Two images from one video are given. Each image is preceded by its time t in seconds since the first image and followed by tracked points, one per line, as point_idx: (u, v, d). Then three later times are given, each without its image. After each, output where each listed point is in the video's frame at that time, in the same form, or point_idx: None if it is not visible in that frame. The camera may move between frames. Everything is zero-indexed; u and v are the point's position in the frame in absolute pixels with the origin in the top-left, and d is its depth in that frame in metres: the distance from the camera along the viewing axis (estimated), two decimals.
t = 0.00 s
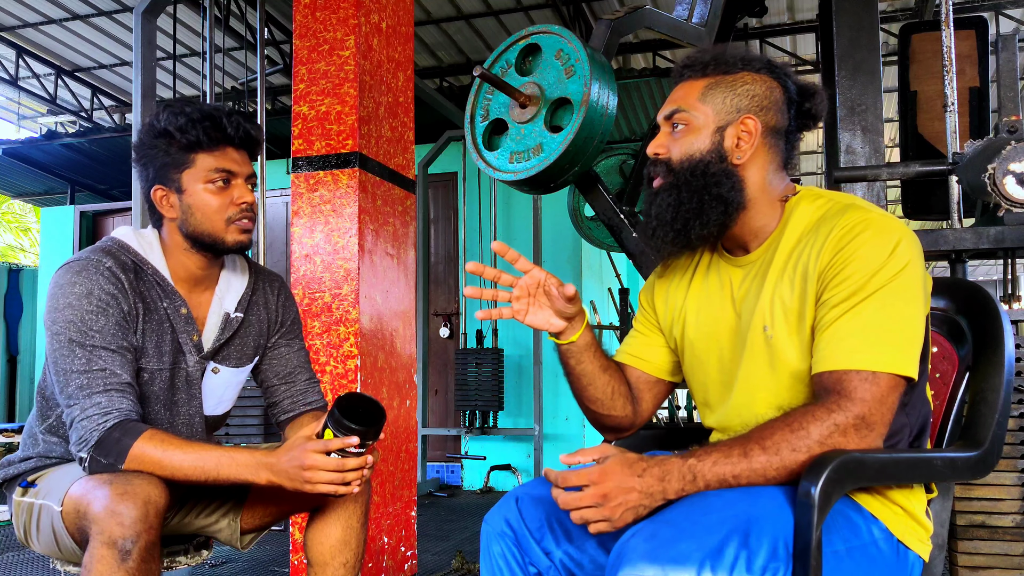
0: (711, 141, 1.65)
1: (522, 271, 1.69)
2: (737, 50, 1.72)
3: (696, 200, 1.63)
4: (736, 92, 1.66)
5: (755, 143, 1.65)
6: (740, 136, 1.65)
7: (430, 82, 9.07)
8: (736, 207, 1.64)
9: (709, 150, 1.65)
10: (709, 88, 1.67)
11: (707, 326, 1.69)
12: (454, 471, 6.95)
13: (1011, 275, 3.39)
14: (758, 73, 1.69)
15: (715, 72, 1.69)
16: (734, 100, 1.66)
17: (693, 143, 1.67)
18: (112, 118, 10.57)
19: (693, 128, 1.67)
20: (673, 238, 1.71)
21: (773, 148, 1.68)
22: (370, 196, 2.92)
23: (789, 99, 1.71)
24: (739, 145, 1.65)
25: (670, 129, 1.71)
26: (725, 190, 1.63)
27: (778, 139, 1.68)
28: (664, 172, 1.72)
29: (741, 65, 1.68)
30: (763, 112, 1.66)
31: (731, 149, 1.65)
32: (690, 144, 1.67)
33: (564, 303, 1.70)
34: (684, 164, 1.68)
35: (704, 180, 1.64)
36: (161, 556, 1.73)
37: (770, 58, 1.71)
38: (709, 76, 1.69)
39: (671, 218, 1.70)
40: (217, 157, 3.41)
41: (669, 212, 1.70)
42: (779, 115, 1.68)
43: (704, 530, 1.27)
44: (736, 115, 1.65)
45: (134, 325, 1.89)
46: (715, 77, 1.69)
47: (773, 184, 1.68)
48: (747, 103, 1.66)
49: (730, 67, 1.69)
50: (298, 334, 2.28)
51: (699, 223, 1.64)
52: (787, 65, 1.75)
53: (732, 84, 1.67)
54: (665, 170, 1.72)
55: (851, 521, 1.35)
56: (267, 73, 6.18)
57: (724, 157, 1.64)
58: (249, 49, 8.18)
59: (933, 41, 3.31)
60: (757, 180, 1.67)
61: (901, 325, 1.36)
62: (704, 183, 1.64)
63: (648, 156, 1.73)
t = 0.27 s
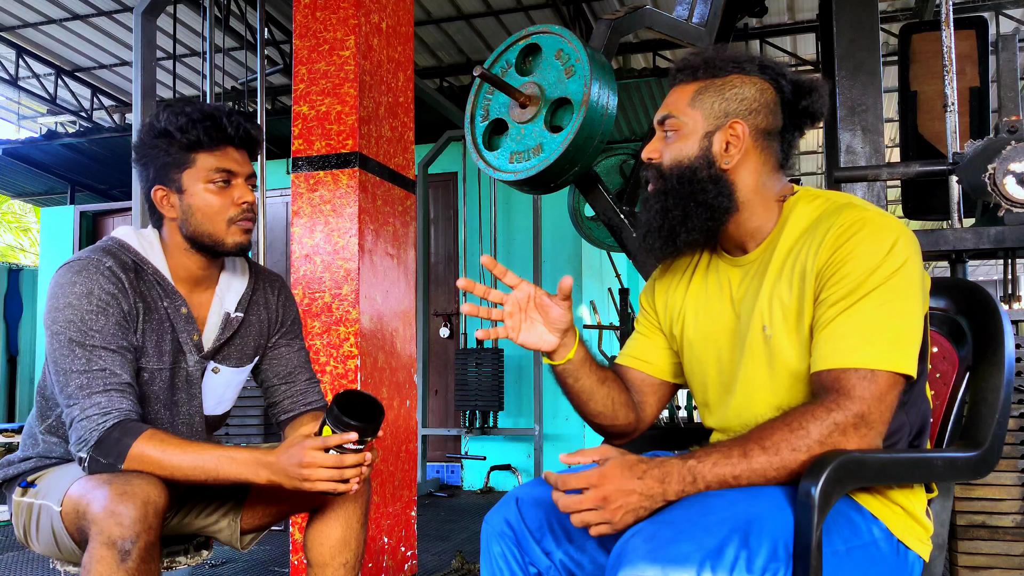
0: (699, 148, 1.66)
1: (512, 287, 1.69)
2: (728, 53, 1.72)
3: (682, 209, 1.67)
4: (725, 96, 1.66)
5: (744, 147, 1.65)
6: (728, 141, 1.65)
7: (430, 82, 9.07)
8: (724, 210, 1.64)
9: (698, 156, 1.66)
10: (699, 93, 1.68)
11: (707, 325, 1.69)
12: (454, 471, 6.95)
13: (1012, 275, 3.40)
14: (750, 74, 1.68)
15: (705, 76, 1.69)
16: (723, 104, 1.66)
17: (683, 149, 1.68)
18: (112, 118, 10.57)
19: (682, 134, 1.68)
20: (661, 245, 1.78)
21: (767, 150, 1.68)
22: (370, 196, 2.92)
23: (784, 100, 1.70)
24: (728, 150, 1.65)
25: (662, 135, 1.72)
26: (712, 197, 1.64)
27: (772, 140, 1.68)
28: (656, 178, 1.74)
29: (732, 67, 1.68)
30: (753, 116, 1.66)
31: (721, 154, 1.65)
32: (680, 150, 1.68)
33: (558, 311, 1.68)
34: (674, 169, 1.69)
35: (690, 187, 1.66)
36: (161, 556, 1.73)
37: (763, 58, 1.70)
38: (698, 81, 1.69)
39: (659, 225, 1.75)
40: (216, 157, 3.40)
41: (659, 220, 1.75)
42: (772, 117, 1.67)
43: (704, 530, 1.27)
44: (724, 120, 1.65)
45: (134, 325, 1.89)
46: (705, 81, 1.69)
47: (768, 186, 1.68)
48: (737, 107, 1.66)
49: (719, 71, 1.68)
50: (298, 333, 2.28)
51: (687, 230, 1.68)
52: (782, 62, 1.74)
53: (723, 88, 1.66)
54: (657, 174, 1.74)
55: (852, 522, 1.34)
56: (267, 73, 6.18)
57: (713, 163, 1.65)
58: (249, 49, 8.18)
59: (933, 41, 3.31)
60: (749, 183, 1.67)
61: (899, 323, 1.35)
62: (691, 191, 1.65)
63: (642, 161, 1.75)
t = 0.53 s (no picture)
0: (703, 148, 1.66)
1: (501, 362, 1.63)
2: (734, 52, 1.71)
3: (684, 210, 1.67)
4: (730, 97, 1.66)
5: (748, 148, 1.65)
6: (732, 142, 1.65)
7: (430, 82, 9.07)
8: (726, 211, 1.64)
9: (702, 156, 1.66)
10: (704, 93, 1.67)
11: (707, 325, 1.70)
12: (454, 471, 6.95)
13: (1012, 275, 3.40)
14: (755, 75, 1.68)
15: (709, 76, 1.69)
16: (728, 104, 1.66)
17: (686, 149, 1.68)
18: (111, 118, 10.57)
19: (687, 133, 1.68)
20: (663, 245, 1.77)
21: (770, 151, 1.68)
22: (370, 196, 2.92)
23: (787, 101, 1.70)
24: (731, 151, 1.65)
25: (666, 134, 1.72)
26: (714, 198, 1.64)
27: (775, 141, 1.68)
28: (659, 177, 1.74)
29: (737, 68, 1.68)
30: (757, 117, 1.66)
31: (724, 155, 1.65)
32: (683, 151, 1.68)
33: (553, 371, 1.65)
34: (678, 169, 1.69)
35: (693, 188, 1.66)
36: (160, 556, 1.73)
37: (768, 58, 1.70)
38: (703, 81, 1.69)
39: (662, 224, 1.74)
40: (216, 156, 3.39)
41: (659, 220, 1.75)
42: (776, 118, 1.67)
43: (703, 530, 1.27)
44: (728, 121, 1.65)
45: (135, 324, 1.89)
46: (709, 81, 1.69)
47: (769, 186, 1.68)
48: (741, 108, 1.65)
49: (724, 71, 1.68)
50: (299, 333, 2.28)
51: (688, 232, 1.68)
52: (786, 62, 1.74)
53: (728, 89, 1.66)
54: (660, 174, 1.74)
55: (852, 522, 1.34)
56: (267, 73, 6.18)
57: (716, 164, 1.65)
58: (249, 49, 8.18)
59: (933, 41, 3.31)
60: (752, 183, 1.67)
61: (899, 324, 1.35)
62: (693, 192, 1.65)
63: (645, 160, 1.75)
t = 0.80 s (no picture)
0: (699, 151, 1.66)
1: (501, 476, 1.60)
2: (730, 53, 1.71)
3: (682, 214, 1.67)
4: (726, 100, 1.66)
5: (745, 150, 1.65)
6: (729, 144, 1.65)
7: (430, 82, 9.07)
8: (724, 213, 1.64)
9: (698, 159, 1.66)
10: (699, 96, 1.68)
11: (706, 326, 1.70)
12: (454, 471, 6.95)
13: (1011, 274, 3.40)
14: (751, 77, 1.68)
15: (705, 78, 1.69)
16: (724, 107, 1.66)
17: (684, 151, 1.68)
18: (111, 118, 10.56)
19: (683, 136, 1.68)
20: (661, 248, 1.77)
21: (767, 153, 1.68)
22: (370, 196, 2.92)
23: (783, 102, 1.70)
24: (728, 153, 1.65)
25: (663, 137, 1.73)
26: (712, 201, 1.64)
27: (771, 142, 1.68)
28: (657, 180, 1.74)
29: (733, 69, 1.68)
30: (754, 118, 1.66)
31: (721, 157, 1.65)
32: (681, 153, 1.69)
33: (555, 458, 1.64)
34: (676, 172, 1.69)
35: (691, 192, 1.66)
36: (160, 556, 1.73)
37: (763, 59, 1.70)
38: (699, 83, 1.69)
39: (659, 228, 1.75)
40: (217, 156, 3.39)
41: (659, 223, 1.75)
42: (773, 119, 1.67)
43: (704, 530, 1.27)
44: (725, 123, 1.65)
45: (137, 324, 1.89)
46: (705, 83, 1.69)
47: (767, 187, 1.68)
48: (737, 110, 1.66)
49: (720, 73, 1.68)
50: (299, 334, 2.28)
51: (686, 234, 1.69)
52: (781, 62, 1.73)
53: (723, 92, 1.66)
54: (658, 177, 1.74)
55: (852, 521, 1.34)
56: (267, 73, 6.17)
57: (713, 167, 1.65)
58: (249, 49, 8.17)
59: (933, 41, 3.31)
60: (749, 186, 1.67)
61: (897, 324, 1.35)
62: (691, 196, 1.66)
63: (643, 163, 1.75)
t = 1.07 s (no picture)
0: (701, 151, 1.66)
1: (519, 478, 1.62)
2: (729, 53, 1.71)
3: (686, 215, 1.67)
4: (726, 99, 1.66)
5: (746, 150, 1.65)
6: (730, 144, 1.65)
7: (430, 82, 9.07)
8: (727, 213, 1.64)
9: (700, 160, 1.66)
10: (700, 97, 1.68)
11: (707, 327, 1.70)
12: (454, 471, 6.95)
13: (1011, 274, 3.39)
14: (751, 77, 1.68)
15: (705, 78, 1.69)
16: (725, 107, 1.66)
17: (685, 152, 1.68)
18: (111, 118, 10.56)
19: (685, 136, 1.68)
20: (667, 251, 1.75)
21: (768, 153, 1.68)
22: (370, 196, 2.92)
23: (784, 102, 1.70)
24: (730, 153, 1.65)
25: (664, 138, 1.73)
26: (714, 202, 1.64)
27: (772, 142, 1.68)
28: (659, 182, 1.74)
29: (733, 69, 1.68)
30: (755, 118, 1.66)
31: (723, 157, 1.65)
32: (682, 154, 1.69)
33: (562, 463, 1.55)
34: (678, 173, 1.69)
35: (693, 193, 1.66)
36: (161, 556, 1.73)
37: (763, 59, 1.70)
38: (699, 83, 1.70)
39: (665, 231, 1.74)
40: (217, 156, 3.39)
41: (662, 226, 1.75)
42: (773, 119, 1.67)
43: (704, 530, 1.27)
44: (726, 123, 1.65)
45: (137, 324, 1.89)
46: (706, 83, 1.69)
47: (768, 187, 1.68)
48: (738, 110, 1.66)
49: (720, 73, 1.68)
50: (299, 333, 2.28)
51: (691, 235, 1.68)
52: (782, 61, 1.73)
53: (724, 92, 1.66)
54: (660, 178, 1.74)
55: (852, 521, 1.34)
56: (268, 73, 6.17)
57: (715, 167, 1.65)
58: (249, 49, 8.18)
59: (933, 41, 3.31)
60: (751, 186, 1.67)
61: (898, 325, 1.35)
62: (693, 197, 1.66)
63: (644, 164, 1.75)
